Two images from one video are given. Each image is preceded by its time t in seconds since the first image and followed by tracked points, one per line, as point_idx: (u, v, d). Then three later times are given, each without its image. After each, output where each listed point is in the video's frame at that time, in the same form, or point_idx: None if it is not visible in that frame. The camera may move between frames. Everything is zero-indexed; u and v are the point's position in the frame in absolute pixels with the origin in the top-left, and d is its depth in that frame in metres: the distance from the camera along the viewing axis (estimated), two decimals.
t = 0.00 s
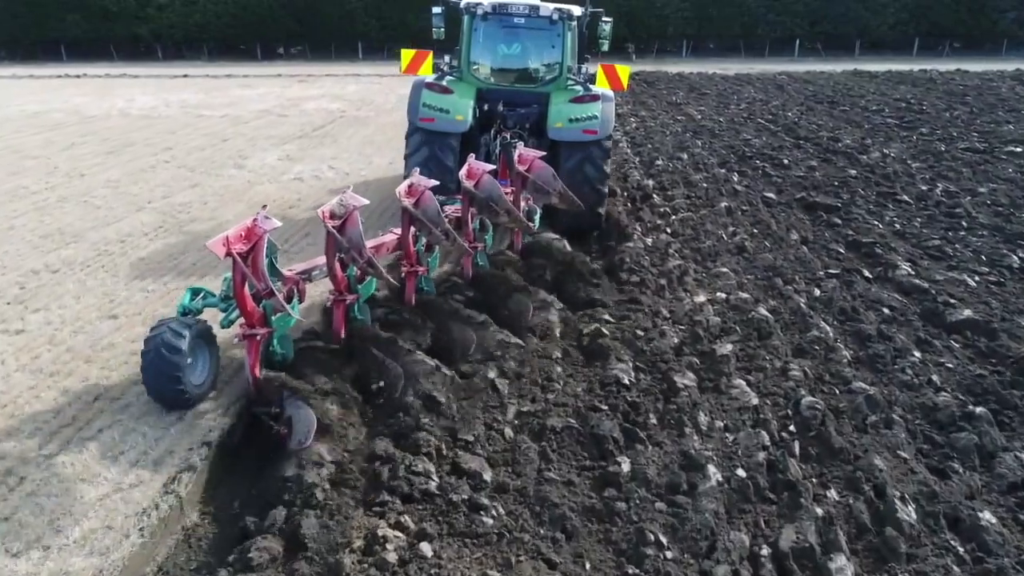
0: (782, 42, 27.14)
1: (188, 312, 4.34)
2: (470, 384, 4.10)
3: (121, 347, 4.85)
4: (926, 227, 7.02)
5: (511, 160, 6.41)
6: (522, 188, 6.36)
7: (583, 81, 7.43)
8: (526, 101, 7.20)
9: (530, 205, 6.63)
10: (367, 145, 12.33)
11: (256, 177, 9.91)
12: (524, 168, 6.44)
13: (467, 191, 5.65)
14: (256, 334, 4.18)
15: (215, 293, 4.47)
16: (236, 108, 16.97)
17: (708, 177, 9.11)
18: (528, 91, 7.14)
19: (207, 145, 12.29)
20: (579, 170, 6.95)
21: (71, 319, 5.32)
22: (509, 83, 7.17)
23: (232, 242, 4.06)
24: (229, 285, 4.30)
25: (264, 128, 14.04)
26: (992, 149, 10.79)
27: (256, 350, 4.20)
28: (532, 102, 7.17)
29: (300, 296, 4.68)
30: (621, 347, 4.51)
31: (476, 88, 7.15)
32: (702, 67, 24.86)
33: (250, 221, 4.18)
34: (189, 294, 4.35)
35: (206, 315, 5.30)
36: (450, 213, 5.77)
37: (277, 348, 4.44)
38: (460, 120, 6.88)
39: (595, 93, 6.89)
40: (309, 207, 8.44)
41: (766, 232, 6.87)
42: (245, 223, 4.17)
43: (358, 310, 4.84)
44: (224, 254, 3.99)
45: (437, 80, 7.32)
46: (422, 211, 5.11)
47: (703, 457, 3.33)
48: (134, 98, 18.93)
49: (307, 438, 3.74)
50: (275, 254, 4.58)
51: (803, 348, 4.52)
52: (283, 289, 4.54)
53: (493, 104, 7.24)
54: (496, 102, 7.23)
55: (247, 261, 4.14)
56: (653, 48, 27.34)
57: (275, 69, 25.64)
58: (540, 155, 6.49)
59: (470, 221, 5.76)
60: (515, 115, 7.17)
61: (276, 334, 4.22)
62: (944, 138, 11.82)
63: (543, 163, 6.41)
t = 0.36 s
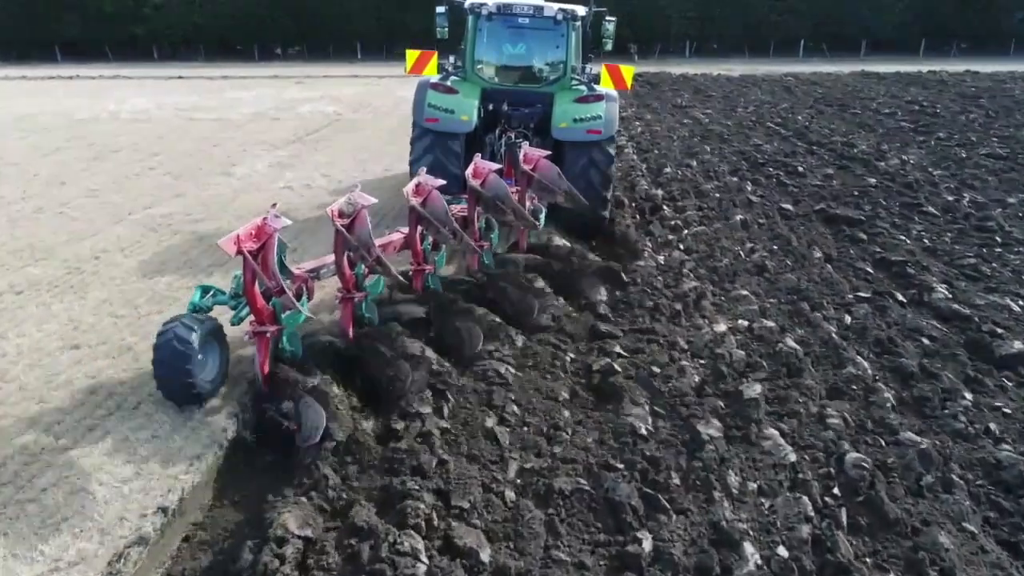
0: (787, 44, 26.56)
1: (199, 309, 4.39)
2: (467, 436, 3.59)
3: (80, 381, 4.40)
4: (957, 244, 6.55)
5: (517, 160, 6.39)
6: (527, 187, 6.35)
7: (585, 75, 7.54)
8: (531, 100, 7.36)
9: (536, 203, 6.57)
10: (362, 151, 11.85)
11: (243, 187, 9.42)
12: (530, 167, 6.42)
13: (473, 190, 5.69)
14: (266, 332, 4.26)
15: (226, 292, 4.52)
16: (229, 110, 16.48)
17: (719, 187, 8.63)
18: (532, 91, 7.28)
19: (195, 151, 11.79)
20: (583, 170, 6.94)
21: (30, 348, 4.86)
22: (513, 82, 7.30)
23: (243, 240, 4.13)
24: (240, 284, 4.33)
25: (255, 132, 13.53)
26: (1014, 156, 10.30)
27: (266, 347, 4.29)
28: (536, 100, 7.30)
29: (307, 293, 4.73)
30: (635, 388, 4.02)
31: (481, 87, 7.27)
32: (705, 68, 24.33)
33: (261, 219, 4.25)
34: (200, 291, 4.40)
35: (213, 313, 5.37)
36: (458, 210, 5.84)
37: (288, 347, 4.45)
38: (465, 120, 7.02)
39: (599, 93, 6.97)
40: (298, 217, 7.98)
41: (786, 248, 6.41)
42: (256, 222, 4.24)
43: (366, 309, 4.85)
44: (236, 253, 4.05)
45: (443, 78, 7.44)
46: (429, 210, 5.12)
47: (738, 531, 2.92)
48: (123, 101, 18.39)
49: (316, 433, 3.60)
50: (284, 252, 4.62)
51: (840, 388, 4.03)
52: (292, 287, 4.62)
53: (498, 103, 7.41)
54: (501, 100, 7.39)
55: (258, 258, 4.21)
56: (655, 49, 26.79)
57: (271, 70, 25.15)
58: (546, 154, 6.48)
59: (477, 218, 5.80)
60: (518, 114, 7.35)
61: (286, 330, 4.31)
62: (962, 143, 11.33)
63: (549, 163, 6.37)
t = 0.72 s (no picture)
0: (792, 44, 26.18)
1: (207, 307, 4.29)
2: (460, 501, 3.12)
3: (26, 425, 3.92)
4: (994, 261, 6.06)
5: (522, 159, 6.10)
6: (530, 187, 6.07)
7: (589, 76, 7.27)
8: (534, 100, 7.10)
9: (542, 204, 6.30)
10: (357, 156, 11.37)
11: (229, 196, 8.95)
12: (535, 166, 6.13)
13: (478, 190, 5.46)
14: (275, 330, 4.16)
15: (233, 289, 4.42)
16: (221, 113, 15.99)
17: (732, 197, 8.14)
18: (535, 91, 7.01)
19: (182, 157, 11.31)
20: (587, 166, 6.71)
21: None
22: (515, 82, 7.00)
23: (251, 239, 4.00)
24: (248, 280, 4.23)
25: (246, 137, 13.05)
26: None
27: (274, 345, 4.19)
28: (539, 100, 7.03)
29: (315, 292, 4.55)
30: (653, 439, 3.53)
31: (483, 87, 6.98)
32: (709, 69, 23.81)
33: (269, 217, 4.14)
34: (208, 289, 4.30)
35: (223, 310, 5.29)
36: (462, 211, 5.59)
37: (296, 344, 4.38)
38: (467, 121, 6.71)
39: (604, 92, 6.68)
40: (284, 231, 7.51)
41: (809, 266, 5.93)
42: (264, 220, 4.13)
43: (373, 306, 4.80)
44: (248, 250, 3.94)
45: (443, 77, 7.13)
46: (434, 209, 4.99)
47: None
48: (112, 103, 17.88)
49: (326, 431, 3.81)
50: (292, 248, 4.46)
51: (887, 438, 3.54)
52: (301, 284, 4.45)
53: (501, 102, 7.14)
54: (503, 100, 7.12)
55: (266, 257, 4.09)
56: (657, 49, 26.25)
57: (268, 70, 24.67)
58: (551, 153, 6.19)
59: (481, 218, 5.55)
60: (522, 114, 7.08)
61: (295, 329, 4.21)
62: (982, 149, 10.82)
63: (553, 161, 6.07)
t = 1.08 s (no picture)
0: (795, 44, 25.46)
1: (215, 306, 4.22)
2: None
3: None
4: None
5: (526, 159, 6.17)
6: (536, 187, 6.13)
7: (595, 77, 7.26)
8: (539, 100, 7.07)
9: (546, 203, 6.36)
10: (351, 162, 10.88)
11: (215, 205, 8.49)
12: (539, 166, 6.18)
13: (485, 188, 5.48)
14: (283, 327, 4.06)
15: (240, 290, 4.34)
16: (213, 116, 15.48)
17: (748, 208, 7.66)
18: (540, 90, 6.99)
19: (170, 163, 10.85)
20: (591, 164, 6.76)
21: None
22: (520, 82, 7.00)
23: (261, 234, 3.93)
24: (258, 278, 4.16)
25: (237, 141, 12.57)
26: None
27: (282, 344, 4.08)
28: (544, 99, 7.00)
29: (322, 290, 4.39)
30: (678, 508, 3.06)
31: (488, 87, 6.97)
32: (713, 70, 23.28)
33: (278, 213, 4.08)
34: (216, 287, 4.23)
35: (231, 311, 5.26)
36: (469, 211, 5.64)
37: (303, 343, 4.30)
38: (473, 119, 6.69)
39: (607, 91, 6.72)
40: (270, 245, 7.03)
41: (839, 288, 5.45)
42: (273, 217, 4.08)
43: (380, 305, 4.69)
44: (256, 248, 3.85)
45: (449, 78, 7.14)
46: (442, 206, 5.03)
47: None
48: (102, 105, 17.37)
49: (335, 427, 3.71)
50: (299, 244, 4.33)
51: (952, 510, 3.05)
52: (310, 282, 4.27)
53: (505, 103, 7.08)
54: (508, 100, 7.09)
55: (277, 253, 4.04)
56: (661, 49, 25.71)
57: (264, 71, 24.15)
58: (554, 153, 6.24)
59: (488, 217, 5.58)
60: (527, 113, 7.02)
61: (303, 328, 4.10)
62: (1006, 156, 10.32)
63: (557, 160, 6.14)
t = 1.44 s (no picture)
0: (803, 44, 24.64)
1: (222, 303, 4.09)
2: None
3: None
4: None
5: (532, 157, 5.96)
6: (543, 184, 5.90)
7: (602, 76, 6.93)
8: (545, 98, 6.80)
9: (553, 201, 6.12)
10: (345, 169, 10.34)
11: (197, 217, 7.95)
12: (546, 163, 5.96)
13: (490, 187, 5.40)
14: (291, 324, 4.05)
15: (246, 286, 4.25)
16: (204, 119, 14.93)
17: (767, 220, 7.13)
18: (545, 89, 6.71)
19: (154, 170, 10.33)
20: (596, 166, 6.53)
21: None
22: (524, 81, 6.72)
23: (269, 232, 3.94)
24: (263, 275, 4.04)
25: (227, 146, 12.04)
26: None
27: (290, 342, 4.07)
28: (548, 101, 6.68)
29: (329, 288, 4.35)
30: None
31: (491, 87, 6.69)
32: (719, 71, 22.70)
33: (285, 211, 4.07)
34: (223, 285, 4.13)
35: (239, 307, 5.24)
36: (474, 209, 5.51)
37: (309, 340, 4.29)
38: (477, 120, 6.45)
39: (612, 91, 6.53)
40: (252, 263, 6.50)
41: (876, 316, 4.92)
42: (281, 215, 4.07)
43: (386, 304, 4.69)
44: (264, 244, 3.85)
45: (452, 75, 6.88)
46: (449, 205, 4.96)
47: None
48: (91, 108, 16.81)
49: (342, 423, 3.76)
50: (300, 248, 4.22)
51: None
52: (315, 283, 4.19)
53: (510, 102, 6.82)
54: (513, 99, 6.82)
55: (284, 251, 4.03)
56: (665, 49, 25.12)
57: (260, 73, 23.58)
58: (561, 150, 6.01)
59: (495, 216, 5.47)
60: (532, 112, 6.76)
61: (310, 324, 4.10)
62: None
63: (564, 158, 5.92)
